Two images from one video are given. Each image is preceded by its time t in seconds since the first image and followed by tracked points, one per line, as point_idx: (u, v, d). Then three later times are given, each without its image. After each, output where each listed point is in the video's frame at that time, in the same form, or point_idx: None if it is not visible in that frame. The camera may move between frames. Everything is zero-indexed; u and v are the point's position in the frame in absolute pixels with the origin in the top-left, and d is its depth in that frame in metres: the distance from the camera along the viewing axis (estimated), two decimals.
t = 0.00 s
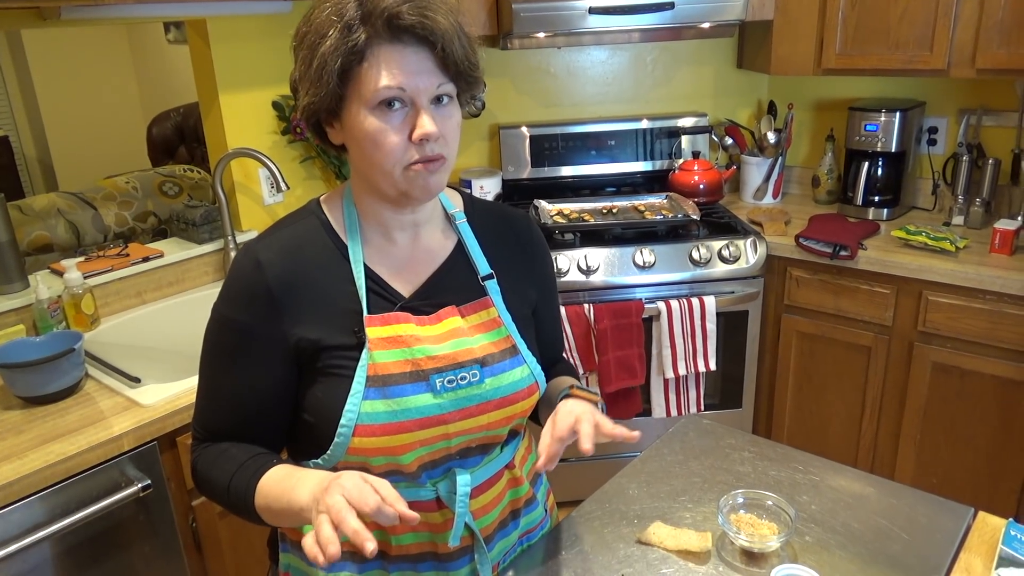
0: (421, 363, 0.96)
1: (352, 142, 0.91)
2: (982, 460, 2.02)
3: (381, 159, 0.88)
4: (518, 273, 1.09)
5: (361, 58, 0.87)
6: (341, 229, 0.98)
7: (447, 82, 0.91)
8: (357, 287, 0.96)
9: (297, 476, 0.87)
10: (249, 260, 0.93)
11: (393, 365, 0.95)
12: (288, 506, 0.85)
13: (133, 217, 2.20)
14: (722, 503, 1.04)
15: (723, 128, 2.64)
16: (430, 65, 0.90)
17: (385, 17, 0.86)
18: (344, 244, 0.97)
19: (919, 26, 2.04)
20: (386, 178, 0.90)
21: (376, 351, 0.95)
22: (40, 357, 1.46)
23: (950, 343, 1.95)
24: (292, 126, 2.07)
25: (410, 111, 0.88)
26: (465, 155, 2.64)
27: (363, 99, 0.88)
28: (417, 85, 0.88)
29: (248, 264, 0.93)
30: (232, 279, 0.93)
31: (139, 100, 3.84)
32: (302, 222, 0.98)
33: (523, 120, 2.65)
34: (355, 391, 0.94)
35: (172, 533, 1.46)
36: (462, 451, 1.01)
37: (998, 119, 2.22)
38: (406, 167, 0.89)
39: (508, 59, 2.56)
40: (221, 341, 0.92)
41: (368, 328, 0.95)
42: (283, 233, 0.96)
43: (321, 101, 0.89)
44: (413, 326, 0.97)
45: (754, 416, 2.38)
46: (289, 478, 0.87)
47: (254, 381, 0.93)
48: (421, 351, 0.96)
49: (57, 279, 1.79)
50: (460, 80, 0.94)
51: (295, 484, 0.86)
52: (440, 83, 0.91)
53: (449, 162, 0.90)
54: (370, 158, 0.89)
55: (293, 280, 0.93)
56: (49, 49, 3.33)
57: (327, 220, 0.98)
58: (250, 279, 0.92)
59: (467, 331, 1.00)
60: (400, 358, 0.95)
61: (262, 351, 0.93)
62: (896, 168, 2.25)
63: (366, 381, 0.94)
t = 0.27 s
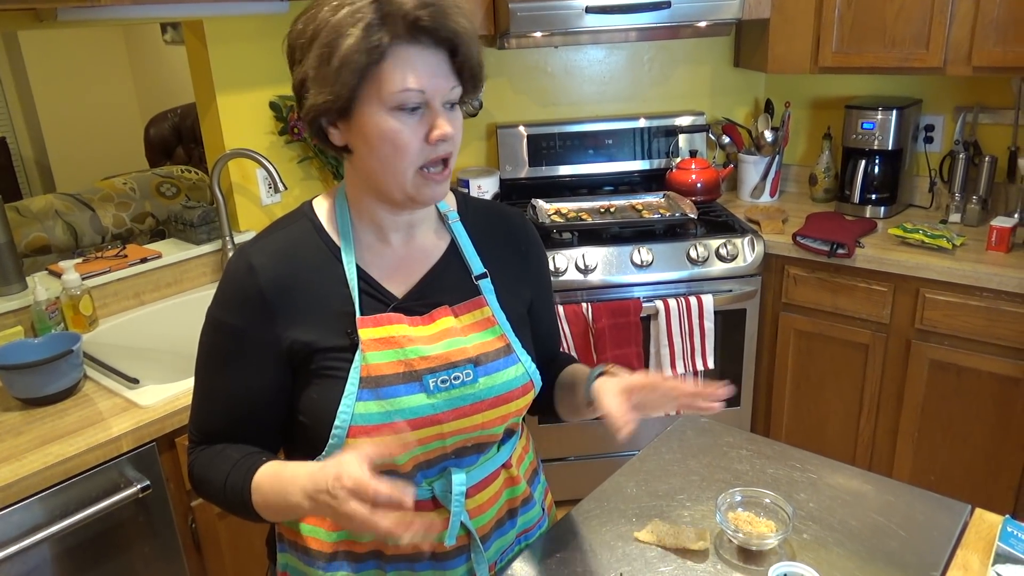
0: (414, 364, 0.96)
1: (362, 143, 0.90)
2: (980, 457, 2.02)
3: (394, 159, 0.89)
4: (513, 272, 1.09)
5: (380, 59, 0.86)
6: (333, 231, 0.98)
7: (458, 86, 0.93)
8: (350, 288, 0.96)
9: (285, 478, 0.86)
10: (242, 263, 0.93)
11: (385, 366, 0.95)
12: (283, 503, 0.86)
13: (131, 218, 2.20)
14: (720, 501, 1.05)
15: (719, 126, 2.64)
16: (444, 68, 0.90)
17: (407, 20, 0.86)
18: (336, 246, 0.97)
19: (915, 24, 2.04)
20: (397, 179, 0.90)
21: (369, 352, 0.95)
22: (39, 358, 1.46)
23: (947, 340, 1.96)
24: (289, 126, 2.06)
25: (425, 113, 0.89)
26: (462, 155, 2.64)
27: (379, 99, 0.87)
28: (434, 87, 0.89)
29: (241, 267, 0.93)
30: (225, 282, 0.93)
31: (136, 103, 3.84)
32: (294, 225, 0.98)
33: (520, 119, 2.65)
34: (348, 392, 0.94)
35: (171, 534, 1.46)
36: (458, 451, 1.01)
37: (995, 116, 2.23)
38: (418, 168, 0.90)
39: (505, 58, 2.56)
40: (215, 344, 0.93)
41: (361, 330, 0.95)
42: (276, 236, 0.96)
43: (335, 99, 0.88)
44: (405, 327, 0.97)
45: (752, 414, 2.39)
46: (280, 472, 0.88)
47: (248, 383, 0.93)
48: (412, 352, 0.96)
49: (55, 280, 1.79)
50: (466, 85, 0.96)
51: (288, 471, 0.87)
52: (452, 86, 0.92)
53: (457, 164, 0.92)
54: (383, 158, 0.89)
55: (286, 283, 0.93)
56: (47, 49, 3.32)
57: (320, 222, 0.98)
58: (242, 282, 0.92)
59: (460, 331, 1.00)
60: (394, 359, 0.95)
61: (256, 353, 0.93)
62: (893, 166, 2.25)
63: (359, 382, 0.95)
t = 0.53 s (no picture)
0: (414, 364, 0.96)
1: (367, 143, 0.89)
2: (981, 455, 2.02)
3: (398, 162, 0.89)
4: (511, 271, 1.09)
5: (394, 63, 0.86)
6: (331, 233, 0.98)
7: (462, 92, 0.93)
8: (348, 290, 0.96)
9: (286, 484, 0.86)
10: (239, 268, 0.93)
11: (384, 367, 0.95)
12: (285, 505, 0.86)
13: (131, 219, 2.19)
14: (722, 501, 1.05)
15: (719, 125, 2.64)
16: (452, 75, 0.91)
17: (423, 28, 0.86)
18: (334, 248, 0.97)
19: (915, 22, 2.04)
20: (400, 182, 0.90)
21: (368, 354, 0.95)
22: (39, 359, 1.46)
23: (948, 339, 1.96)
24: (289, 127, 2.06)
25: (433, 119, 0.90)
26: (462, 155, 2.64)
27: (389, 103, 0.87)
28: (443, 94, 0.89)
29: (238, 271, 0.93)
30: (224, 288, 0.93)
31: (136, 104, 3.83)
32: (291, 228, 0.98)
33: (520, 119, 2.65)
34: (348, 393, 0.94)
35: (172, 535, 1.46)
36: (458, 451, 1.01)
37: (995, 115, 2.22)
38: (419, 173, 0.90)
39: (505, 58, 2.56)
40: (214, 349, 0.92)
41: (360, 332, 0.95)
42: (274, 240, 0.96)
43: (344, 99, 0.87)
44: (404, 327, 0.97)
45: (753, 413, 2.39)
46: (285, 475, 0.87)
47: (247, 388, 0.93)
48: (412, 352, 0.96)
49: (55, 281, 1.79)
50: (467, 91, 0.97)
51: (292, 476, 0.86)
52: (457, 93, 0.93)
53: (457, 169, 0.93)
54: (387, 160, 0.89)
55: (284, 285, 0.93)
56: (45, 49, 3.31)
57: (317, 225, 0.98)
58: (241, 287, 0.92)
59: (459, 331, 1.00)
60: (393, 360, 0.95)
61: (255, 357, 0.93)
62: (893, 165, 2.25)
63: (359, 383, 0.94)
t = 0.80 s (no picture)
0: (416, 364, 0.95)
1: (360, 138, 0.89)
2: (981, 453, 2.02)
3: (394, 156, 0.88)
4: (512, 271, 1.09)
5: (382, 56, 0.86)
6: (332, 231, 0.98)
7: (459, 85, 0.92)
8: (350, 289, 0.96)
9: (289, 483, 0.86)
10: (241, 267, 0.93)
11: (387, 367, 0.95)
12: (288, 506, 0.86)
13: (130, 219, 2.19)
14: (723, 500, 1.04)
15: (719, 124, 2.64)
16: (445, 68, 0.90)
17: (411, 18, 0.86)
18: (335, 247, 0.97)
19: (914, 20, 2.04)
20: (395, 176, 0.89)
21: (371, 353, 0.94)
22: (38, 360, 1.46)
23: (948, 337, 1.96)
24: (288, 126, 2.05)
25: (425, 111, 0.88)
26: (461, 154, 2.63)
27: (379, 96, 0.87)
28: (435, 86, 0.89)
29: (239, 270, 0.93)
30: (225, 286, 0.93)
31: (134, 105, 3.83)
32: (292, 227, 0.97)
33: (519, 118, 2.64)
34: (350, 393, 0.94)
35: (172, 535, 1.46)
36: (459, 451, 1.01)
37: (994, 113, 2.22)
38: (420, 166, 0.89)
39: (504, 57, 2.56)
40: (215, 348, 0.92)
41: (362, 331, 0.94)
42: (275, 238, 0.96)
43: (334, 93, 0.87)
44: (406, 327, 0.97)
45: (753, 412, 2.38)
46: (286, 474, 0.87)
47: (248, 387, 0.93)
48: (414, 352, 0.96)
49: (54, 281, 1.78)
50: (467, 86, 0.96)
51: (294, 476, 0.86)
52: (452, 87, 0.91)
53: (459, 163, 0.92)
54: (381, 155, 0.88)
55: (286, 284, 0.93)
56: (43, 51, 3.31)
57: (319, 224, 0.98)
58: (242, 286, 0.92)
59: (461, 331, 1.00)
60: (395, 360, 0.95)
61: (256, 356, 0.93)
62: (893, 163, 2.25)
63: (361, 383, 0.94)
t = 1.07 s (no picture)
0: (414, 363, 0.96)
1: (338, 137, 0.91)
2: (980, 453, 2.03)
3: (363, 156, 0.88)
4: (512, 271, 1.09)
5: (350, 56, 0.87)
6: (333, 229, 0.98)
7: (436, 85, 0.91)
8: (349, 287, 0.96)
9: (291, 477, 0.86)
10: (241, 263, 0.93)
11: (385, 365, 0.95)
12: (290, 503, 0.86)
13: (129, 219, 2.19)
14: (722, 499, 1.05)
15: (718, 123, 2.64)
16: (419, 67, 0.89)
17: (377, 16, 0.86)
18: (336, 245, 0.97)
19: (913, 20, 2.04)
20: (368, 176, 0.89)
21: (369, 351, 0.94)
22: (37, 359, 1.46)
23: (947, 337, 1.96)
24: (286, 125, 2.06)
25: (396, 111, 0.88)
26: (461, 154, 2.63)
27: (349, 96, 0.88)
28: (406, 85, 0.88)
29: (240, 266, 0.93)
30: (224, 283, 0.93)
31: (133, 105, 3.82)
32: (293, 224, 0.97)
33: (519, 118, 2.64)
34: (348, 391, 0.94)
35: (172, 535, 1.46)
36: (457, 451, 1.01)
37: (993, 112, 2.22)
38: (387, 166, 0.88)
39: (503, 57, 2.56)
40: (215, 345, 0.92)
41: (361, 329, 0.95)
42: (276, 235, 0.96)
43: (308, 92, 0.90)
44: (405, 326, 0.97)
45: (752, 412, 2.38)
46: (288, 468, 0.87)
47: (248, 383, 0.93)
48: (413, 351, 0.96)
49: (53, 281, 1.78)
50: (453, 88, 0.94)
51: (298, 472, 0.85)
52: (430, 87, 0.90)
53: (432, 164, 0.90)
54: (352, 153, 0.89)
55: (286, 281, 0.93)
56: (43, 51, 3.31)
57: (320, 222, 0.98)
58: (242, 282, 0.92)
59: (459, 331, 1.00)
60: (393, 358, 0.95)
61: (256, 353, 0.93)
62: (891, 162, 2.25)
63: (359, 381, 0.94)
